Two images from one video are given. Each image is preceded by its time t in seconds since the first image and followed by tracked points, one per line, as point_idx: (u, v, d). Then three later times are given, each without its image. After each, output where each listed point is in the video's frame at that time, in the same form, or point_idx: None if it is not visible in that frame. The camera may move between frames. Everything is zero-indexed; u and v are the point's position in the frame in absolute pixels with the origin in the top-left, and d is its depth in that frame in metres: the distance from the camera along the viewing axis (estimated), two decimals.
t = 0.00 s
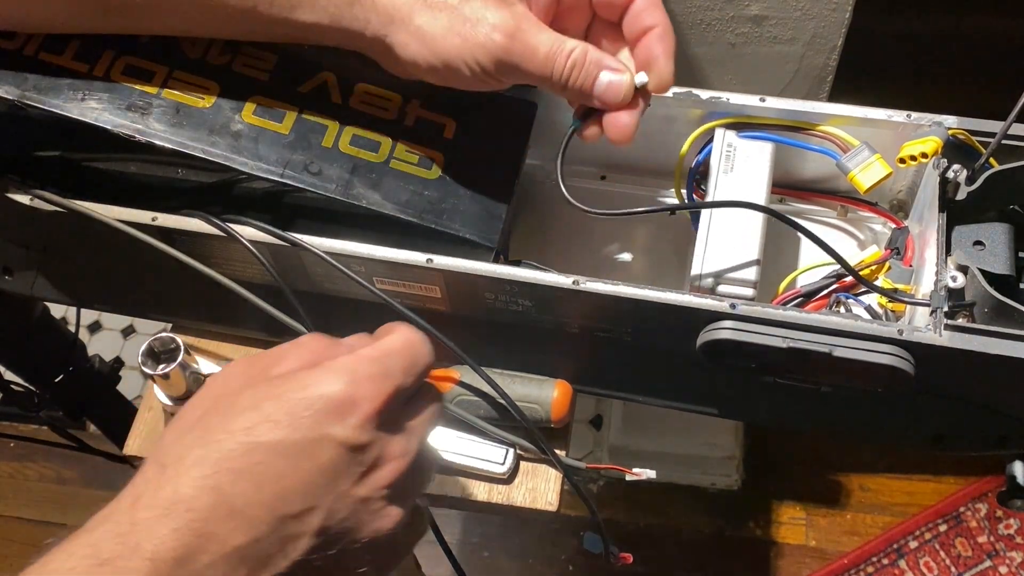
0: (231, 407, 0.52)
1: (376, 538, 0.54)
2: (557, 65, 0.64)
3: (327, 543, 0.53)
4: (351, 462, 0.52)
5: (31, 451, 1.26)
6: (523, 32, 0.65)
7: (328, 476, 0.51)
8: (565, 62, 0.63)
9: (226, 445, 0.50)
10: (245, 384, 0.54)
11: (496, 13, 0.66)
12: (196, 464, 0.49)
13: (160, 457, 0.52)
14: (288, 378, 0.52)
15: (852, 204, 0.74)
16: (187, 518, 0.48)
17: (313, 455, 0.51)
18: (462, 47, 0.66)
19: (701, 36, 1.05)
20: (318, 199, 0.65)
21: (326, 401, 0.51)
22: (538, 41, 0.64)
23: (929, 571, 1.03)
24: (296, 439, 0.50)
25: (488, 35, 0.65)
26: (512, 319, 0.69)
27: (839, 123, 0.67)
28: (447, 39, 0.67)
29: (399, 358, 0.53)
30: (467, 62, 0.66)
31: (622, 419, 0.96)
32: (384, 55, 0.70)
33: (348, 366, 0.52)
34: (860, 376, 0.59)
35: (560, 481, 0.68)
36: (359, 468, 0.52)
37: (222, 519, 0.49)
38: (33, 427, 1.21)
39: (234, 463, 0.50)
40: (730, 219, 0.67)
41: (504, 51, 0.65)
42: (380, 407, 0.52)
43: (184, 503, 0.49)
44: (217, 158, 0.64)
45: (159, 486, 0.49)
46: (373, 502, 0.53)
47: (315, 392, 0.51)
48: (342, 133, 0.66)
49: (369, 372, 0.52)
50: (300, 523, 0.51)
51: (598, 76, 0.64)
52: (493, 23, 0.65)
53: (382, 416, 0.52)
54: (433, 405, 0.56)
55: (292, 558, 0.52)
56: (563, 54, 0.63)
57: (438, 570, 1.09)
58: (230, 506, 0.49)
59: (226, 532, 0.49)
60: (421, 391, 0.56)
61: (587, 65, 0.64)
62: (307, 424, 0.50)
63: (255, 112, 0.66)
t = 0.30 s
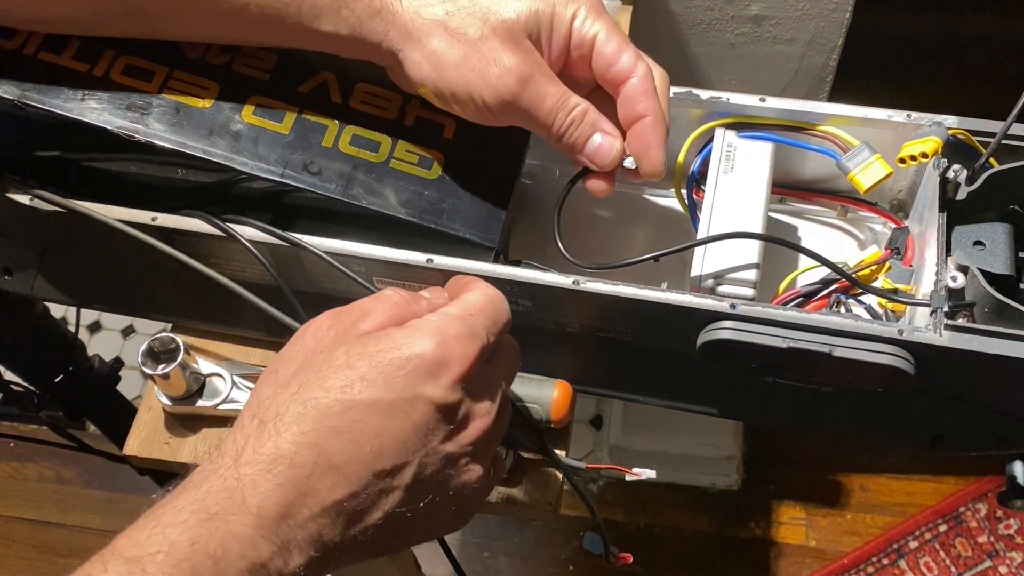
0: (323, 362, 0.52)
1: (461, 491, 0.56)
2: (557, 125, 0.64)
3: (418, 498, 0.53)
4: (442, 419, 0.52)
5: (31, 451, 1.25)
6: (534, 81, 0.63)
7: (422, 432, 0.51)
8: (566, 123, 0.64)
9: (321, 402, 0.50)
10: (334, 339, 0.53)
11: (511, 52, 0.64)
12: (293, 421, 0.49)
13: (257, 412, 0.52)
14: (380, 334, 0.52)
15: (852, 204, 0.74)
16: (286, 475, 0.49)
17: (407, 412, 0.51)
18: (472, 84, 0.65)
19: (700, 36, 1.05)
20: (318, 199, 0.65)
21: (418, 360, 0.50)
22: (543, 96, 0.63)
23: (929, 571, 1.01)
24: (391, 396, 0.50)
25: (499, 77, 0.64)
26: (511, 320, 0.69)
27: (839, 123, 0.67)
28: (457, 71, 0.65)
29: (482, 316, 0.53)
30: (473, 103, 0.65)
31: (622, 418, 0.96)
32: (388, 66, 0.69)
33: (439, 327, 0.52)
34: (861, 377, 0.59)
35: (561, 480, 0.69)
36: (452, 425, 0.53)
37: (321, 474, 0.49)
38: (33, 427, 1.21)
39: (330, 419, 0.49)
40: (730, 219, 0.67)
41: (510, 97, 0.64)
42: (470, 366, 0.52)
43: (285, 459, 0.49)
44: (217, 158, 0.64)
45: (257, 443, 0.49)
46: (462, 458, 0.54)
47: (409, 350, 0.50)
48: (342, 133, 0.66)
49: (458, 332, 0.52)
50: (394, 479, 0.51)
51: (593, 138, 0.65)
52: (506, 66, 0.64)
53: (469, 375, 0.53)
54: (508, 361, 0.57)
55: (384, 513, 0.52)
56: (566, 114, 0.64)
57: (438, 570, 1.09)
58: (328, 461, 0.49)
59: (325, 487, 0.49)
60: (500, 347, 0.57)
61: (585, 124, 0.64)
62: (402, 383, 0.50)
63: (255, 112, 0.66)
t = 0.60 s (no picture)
0: (331, 390, 0.52)
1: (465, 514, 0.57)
2: (556, 127, 0.64)
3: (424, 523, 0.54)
4: (447, 445, 0.53)
5: (31, 451, 1.25)
6: (536, 82, 0.63)
7: (428, 458, 0.52)
8: (567, 126, 0.64)
9: (329, 428, 0.51)
10: (340, 364, 0.53)
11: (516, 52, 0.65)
12: (301, 450, 0.50)
13: (265, 437, 0.52)
14: (387, 360, 0.52)
15: (852, 204, 0.74)
16: (296, 501, 0.49)
17: (414, 438, 0.51)
18: (474, 85, 0.65)
19: (700, 36, 1.05)
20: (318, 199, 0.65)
21: (426, 386, 0.51)
22: (545, 98, 0.63)
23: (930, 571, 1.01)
24: (398, 422, 0.51)
25: (501, 77, 0.64)
26: (511, 319, 0.69)
27: (839, 123, 0.67)
28: (459, 71, 0.65)
29: (486, 340, 0.54)
30: (475, 102, 0.65)
31: (622, 419, 0.96)
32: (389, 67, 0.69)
33: (445, 353, 0.53)
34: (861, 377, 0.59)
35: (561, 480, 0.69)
36: (456, 450, 0.53)
37: (329, 500, 0.50)
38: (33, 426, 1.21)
39: (339, 445, 0.50)
40: (730, 220, 0.67)
41: (512, 97, 0.63)
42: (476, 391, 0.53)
43: (295, 485, 0.50)
44: (217, 159, 0.64)
45: (267, 469, 0.50)
46: (466, 484, 0.55)
47: (416, 376, 0.51)
48: (342, 133, 0.66)
49: (463, 358, 0.53)
50: (400, 505, 0.52)
51: (594, 141, 0.65)
52: (509, 67, 0.64)
53: (475, 401, 0.53)
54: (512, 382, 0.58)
55: (390, 538, 0.53)
56: (567, 117, 0.64)
57: (439, 570, 1.09)
58: (336, 488, 0.50)
59: (334, 512, 0.50)
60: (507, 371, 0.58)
61: (586, 126, 0.64)
62: (409, 410, 0.51)
63: (255, 111, 0.66)
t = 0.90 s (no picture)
0: (391, 334, 0.51)
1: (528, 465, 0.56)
2: (562, 136, 0.64)
3: (485, 472, 0.53)
4: (508, 393, 0.51)
5: (31, 451, 1.25)
6: (542, 91, 0.63)
7: (487, 407, 0.50)
8: (572, 135, 0.64)
9: (388, 372, 0.49)
10: (403, 311, 0.52)
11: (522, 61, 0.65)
12: (358, 395, 0.49)
13: (325, 385, 0.51)
14: (449, 306, 0.51)
15: (852, 205, 0.74)
16: (351, 447, 0.48)
17: (472, 385, 0.50)
18: (481, 95, 0.65)
19: (701, 36, 1.05)
20: (318, 200, 0.65)
21: (486, 332, 0.50)
22: (550, 107, 0.63)
23: (930, 571, 1.01)
24: (457, 369, 0.49)
25: (507, 86, 0.64)
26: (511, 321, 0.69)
27: (839, 123, 0.67)
28: (465, 80, 0.65)
29: (558, 290, 0.52)
30: (482, 112, 0.65)
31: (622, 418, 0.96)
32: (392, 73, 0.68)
33: (508, 299, 0.51)
34: (861, 377, 0.59)
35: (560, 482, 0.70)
36: (518, 399, 0.52)
37: (388, 448, 0.48)
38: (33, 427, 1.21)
39: (397, 391, 0.49)
40: (730, 221, 0.67)
41: (518, 107, 0.63)
42: (540, 338, 0.51)
43: (352, 430, 0.48)
44: (217, 158, 0.64)
45: (324, 414, 0.49)
46: (531, 433, 0.54)
47: (475, 322, 0.50)
48: (342, 133, 0.66)
49: (528, 306, 0.51)
50: (461, 454, 0.51)
51: (600, 151, 0.64)
52: (515, 76, 0.64)
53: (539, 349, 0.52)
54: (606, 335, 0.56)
55: (450, 490, 0.51)
56: (573, 126, 0.63)
57: (439, 570, 1.09)
58: (392, 436, 0.48)
59: (394, 461, 0.48)
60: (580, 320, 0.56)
61: (593, 136, 0.64)
62: (465, 356, 0.50)
63: (255, 111, 0.66)
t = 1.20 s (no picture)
0: (528, 265, 0.55)
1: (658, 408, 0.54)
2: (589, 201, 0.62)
3: (608, 405, 0.54)
4: (634, 324, 0.52)
5: (30, 451, 1.25)
6: (583, 167, 0.62)
7: (612, 334, 0.52)
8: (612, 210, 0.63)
9: (525, 303, 0.53)
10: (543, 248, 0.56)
11: (560, 139, 0.61)
12: (493, 311, 0.53)
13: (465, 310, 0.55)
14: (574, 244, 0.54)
15: (852, 204, 0.74)
16: (484, 359, 0.52)
17: (599, 311, 0.52)
18: (520, 169, 0.63)
19: (701, 36, 1.05)
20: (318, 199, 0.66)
21: (613, 263, 0.52)
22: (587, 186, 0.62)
23: (930, 571, 1.03)
24: (583, 295, 0.52)
25: (551, 163, 0.62)
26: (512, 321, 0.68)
27: (840, 123, 0.67)
28: (509, 151, 0.63)
29: (686, 233, 0.54)
30: (521, 179, 0.64)
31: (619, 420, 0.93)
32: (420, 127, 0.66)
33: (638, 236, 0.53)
34: (862, 377, 0.59)
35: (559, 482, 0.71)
36: (643, 330, 0.52)
37: (517, 363, 0.52)
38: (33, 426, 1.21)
39: (530, 310, 0.52)
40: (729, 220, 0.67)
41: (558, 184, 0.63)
42: (666, 274, 0.52)
43: (486, 346, 0.52)
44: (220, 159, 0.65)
45: (458, 330, 0.53)
46: (659, 370, 0.53)
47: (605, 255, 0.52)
48: (343, 133, 0.67)
49: (656, 243, 0.52)
50: (584, 378, 0.52)
51: (633, 211, 0.64)
52: (558, 153, 0.61)
53: (669, 279, 0.52)
54: (754, 314, 0.52)
55: (572, 416, 0.53)
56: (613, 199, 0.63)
57: (438, 571, 1.09)
58: (523, 352, 0.52)
59: (524, 376, 0.51)
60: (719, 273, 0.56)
61: (628, 200, 0.63)
62: (594, 283, 0.52)
63: (256, 112, 0.67)
